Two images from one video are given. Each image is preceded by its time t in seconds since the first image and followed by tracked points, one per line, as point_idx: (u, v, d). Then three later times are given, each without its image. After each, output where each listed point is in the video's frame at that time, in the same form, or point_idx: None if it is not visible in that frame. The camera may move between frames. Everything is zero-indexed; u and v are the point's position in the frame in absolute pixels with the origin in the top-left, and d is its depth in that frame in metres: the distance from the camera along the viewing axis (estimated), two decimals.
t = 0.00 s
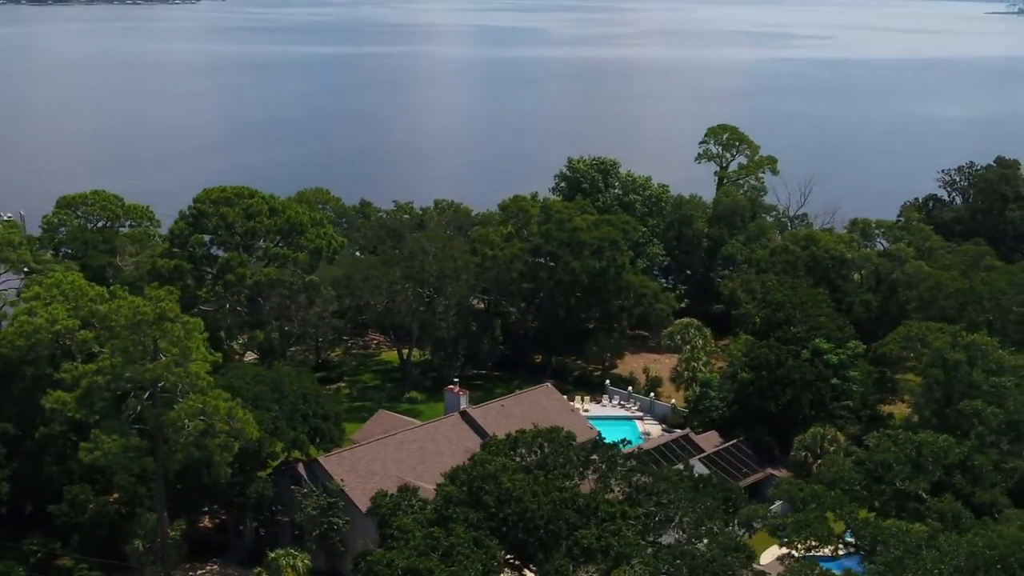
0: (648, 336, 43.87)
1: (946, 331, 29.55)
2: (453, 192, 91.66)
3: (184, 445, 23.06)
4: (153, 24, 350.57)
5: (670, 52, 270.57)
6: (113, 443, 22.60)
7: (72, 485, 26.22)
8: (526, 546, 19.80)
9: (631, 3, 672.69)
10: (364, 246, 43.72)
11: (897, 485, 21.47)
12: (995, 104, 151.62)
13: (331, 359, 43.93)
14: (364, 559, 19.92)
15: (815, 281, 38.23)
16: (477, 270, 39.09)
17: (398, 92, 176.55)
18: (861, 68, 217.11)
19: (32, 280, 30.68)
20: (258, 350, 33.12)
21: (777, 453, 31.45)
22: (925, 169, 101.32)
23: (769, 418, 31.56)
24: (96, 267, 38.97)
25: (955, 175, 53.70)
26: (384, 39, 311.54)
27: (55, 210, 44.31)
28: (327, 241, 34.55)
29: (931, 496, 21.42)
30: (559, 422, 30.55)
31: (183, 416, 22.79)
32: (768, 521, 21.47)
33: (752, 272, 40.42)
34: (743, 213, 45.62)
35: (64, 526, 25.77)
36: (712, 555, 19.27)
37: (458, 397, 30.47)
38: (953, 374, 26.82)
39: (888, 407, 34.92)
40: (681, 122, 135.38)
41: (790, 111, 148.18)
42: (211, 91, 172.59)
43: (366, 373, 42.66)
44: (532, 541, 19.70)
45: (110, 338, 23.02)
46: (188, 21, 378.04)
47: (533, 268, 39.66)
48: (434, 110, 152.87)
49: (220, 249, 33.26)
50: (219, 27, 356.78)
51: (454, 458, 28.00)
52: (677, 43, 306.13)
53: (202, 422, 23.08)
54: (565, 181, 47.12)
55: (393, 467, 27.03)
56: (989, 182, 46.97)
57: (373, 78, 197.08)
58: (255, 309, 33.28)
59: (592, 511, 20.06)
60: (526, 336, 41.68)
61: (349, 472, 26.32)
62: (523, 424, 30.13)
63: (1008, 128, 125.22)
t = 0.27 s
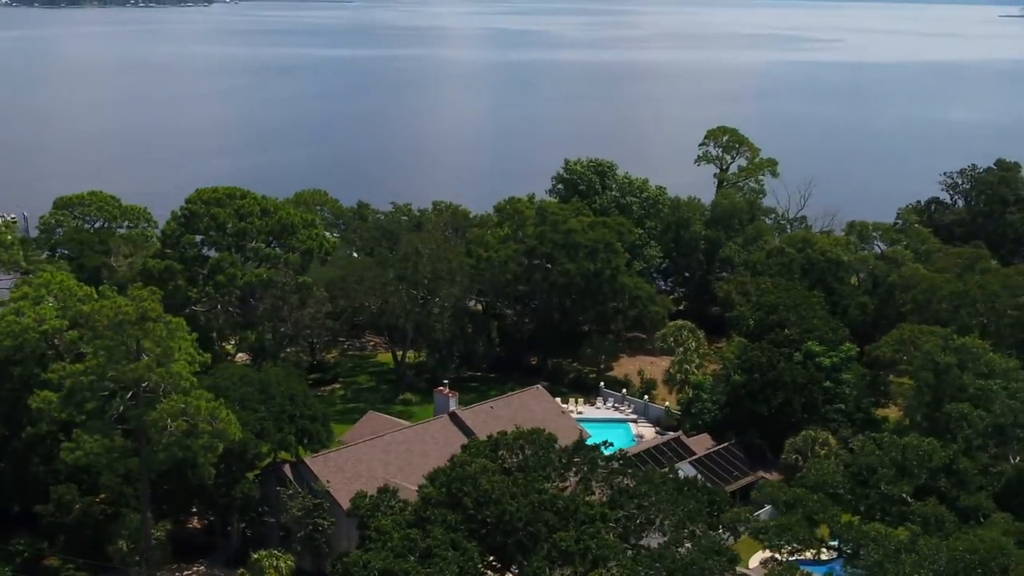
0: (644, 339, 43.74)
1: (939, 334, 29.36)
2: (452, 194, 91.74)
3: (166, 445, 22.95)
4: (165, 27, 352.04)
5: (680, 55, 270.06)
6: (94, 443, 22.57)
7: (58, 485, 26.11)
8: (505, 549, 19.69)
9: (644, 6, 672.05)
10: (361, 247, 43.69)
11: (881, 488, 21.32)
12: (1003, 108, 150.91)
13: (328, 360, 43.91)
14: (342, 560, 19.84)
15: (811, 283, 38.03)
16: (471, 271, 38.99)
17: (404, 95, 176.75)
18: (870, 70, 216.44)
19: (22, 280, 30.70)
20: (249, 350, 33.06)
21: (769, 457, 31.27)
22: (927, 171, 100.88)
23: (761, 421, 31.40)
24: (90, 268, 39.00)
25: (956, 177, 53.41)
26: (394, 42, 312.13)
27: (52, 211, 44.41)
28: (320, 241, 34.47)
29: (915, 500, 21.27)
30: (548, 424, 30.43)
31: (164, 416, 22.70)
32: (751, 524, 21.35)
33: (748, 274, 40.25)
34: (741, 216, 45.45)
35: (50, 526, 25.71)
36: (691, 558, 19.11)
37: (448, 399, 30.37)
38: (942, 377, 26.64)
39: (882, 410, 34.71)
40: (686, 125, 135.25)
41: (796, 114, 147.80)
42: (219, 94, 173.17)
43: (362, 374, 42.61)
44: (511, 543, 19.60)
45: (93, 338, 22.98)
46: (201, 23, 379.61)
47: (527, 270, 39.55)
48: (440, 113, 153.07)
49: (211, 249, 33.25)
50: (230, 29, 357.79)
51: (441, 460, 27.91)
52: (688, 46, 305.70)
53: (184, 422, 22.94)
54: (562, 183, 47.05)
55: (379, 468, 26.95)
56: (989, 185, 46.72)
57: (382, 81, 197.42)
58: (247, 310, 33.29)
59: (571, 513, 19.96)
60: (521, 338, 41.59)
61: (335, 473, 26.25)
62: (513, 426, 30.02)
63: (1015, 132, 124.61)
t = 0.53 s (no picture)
0: (641, 341, 43.58)
1: (932, 337, 29.13)
2: (453, 196, 91.73)
3: (147, 445, 23.00)
4: (178, 30, 353.17)
5: (689, 58, 269.66)
6: (76, 443, 22.62)
7: (46, 485, 26.03)
8: (484, 552, 19.55)
9: (655, 9, 671.42)
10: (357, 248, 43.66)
11: (865, 491, 21.16)
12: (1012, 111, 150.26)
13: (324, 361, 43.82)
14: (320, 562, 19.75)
15: (807, 285, 37.81)
16: (466, 273, 38.92)
17: (411, 97, 176.86)
18: (879, 73, 215.72)
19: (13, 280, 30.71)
20: (241, 351, 33.01)
21: (760, 460, 31.11)
22: (929, 174, 100.38)
23: (753, 424, 31.27)
24: (86, 269, 39.01)
25: (960, 180, 52.98)
26: (404, 45, 312.51)
27: (49, 212, 44.52)
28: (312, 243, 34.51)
29: (899, 504, 21.12)
30: (537, 426, 30.32)
31: (146, 417, 22.69)
32: (734, 527, 21.21)
33: (745, 276, 40.08)
34: (740, 218, 45.23)
35: (36, 526, 25.68)
36: (672, 562, 18.98)
37: (438, 400, 30.26)
38: (932, 380, 26.44)
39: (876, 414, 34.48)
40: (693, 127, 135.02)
41: (803, 117, 147.37)
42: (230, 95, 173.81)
43: (358, 376, 42.59)
44: (489, 546, 19.51)
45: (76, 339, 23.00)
46: (213, 26, 380.88)
47: (522, 271, 39.47)
48: (448, 115, 153.11)
49: (202, 250, 33.27)
50: (244, 32, 358.78)
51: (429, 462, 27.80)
52: (698, 49, 305.14)
53: (167, 423, 22.93)
54: (560, 185, 46.95)
55: (366, 470, 26.85)
56: (990, 188, 46.54)
57: (392, 83, 197.74)
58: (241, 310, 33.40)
59: (551, 515, 19.85)
60: (516, 340, 41.54)
61: (320, 474, 26.18)
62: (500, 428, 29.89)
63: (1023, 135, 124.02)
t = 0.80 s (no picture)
0: (639, 344, 43.38)
1: (925, 341, 28.85)
2: (454, 198, 91.79)
3: (129, 446, 22.95)
4: (192, 32, 354.92)
5: (700, 61, 269.33)
6: (58, 443, 22.53)
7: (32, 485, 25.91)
8: (462, 554, 19.45)
9: (669, 12, 670.85)
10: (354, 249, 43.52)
11: (850, 496, 20.94)
12: None
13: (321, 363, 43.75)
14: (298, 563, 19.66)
15: (804, 288, 37.57)
16: (462, 274, 38.78)
17: (419, 99, 177.03)
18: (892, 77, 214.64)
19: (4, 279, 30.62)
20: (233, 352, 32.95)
21: (753, 463, 30.91)
22: (933, 177, 99.91)
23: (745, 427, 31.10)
24: (82, 269, 39.01)
25: (963, 182, 52.57)
26: (416, 48, 313.20)
27: (48, 212, 44.58)
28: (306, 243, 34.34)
29: (883, 509, 20.90)
30: (528, 428, 30.18)
31: (129, 418, 22.63)
32: (715, 531, 21.06)
33: (741, 278, 39.86)
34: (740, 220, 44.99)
35: (22, 526, 25.64)
36: (651, 566, 18.81)
37: (428, 402, 30.14)
38: (923, 383, 26.18)
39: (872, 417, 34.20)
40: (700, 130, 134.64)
41: (810, 119, 146.96)
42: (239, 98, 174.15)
43: (354, 377, 42.52)
44: (467, 549, 19.39)
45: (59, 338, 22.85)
46: (228, 28, 382.38)
47: (518, 273, 39.28)
48: (455, 117, 153.07)
49: (195, 250, 33.11)
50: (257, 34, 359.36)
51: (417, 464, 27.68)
52: (711, 51, 304.52)
53: (150, 423, 22.91)
54: (559, 187, 46.78)
55: (353, 472, 26.73)
56: (992, 191, 46.20)
57: (402, 86, 197.81)
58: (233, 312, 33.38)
59: (529, 518, 19.71)
60: (513, 343, 41.42)
61: (307, 475, 26.07)
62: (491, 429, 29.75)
63: None
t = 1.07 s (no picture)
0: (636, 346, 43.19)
1: (919, 344, 28.60)
2: (455, 201, 91.88)
3: (111, 446, 22.93)
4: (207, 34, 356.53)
5: (712, 63, 268.73)
6: (40, 443, 22.41)
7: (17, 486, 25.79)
8: (440, 556, 19.33)
9: (683, 15, 669.73)
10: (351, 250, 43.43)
11: (833, 499, 20.71)
12: None
13: (319, 364, 43.68)
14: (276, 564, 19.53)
15: (801, 291, 37.35)
16: (458, 276, 38.67)
17: (427, 102, 177.22)
18: (904, 80, 213.72)
19: None
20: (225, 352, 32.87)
21: (746, 466, 30.72)
22: (937, 179, 99.39)
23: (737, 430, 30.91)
24: (78, 270, 39.02)
25: (967, 184, 52.13)
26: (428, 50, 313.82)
27: (47, 213, 44.68)
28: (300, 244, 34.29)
29: (868, 514, 20.64)
30: (518, 431, 30.04)
31: (111, 417, 22.56)
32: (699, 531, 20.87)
33: (739, 280, 39.62)
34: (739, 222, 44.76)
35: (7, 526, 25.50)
36: (628, 569, 18.65)
37: (419, 403, 29.99)
38: (914, 388, 25.92)
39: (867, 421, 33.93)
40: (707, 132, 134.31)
41: (819, 122, 146.47)
42: (249, 100, 174.71)
43: (351, 379, 42.43)
44: (445, 551, 19.26)
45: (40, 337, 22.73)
46: (242, 31, 384.00)
47: (514, 275, 39.13)
48: (463, 120, 153.14)
49: (187, 251, 33.01)
50: (269, 37, 360.17)
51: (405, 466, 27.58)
52: (723, 54, 303.65)
53: (133, 423, 22.93)
54: (558, 189, 46.63)
55: (341, 473, 26.64)
56: (993, 194, 45.92)
57: (412, 88, 198.00)
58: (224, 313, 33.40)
59: (508, 521, 19.58)
60: (510, 344, 41.28)
61: (292, 477, 25.95)
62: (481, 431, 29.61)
63: None
